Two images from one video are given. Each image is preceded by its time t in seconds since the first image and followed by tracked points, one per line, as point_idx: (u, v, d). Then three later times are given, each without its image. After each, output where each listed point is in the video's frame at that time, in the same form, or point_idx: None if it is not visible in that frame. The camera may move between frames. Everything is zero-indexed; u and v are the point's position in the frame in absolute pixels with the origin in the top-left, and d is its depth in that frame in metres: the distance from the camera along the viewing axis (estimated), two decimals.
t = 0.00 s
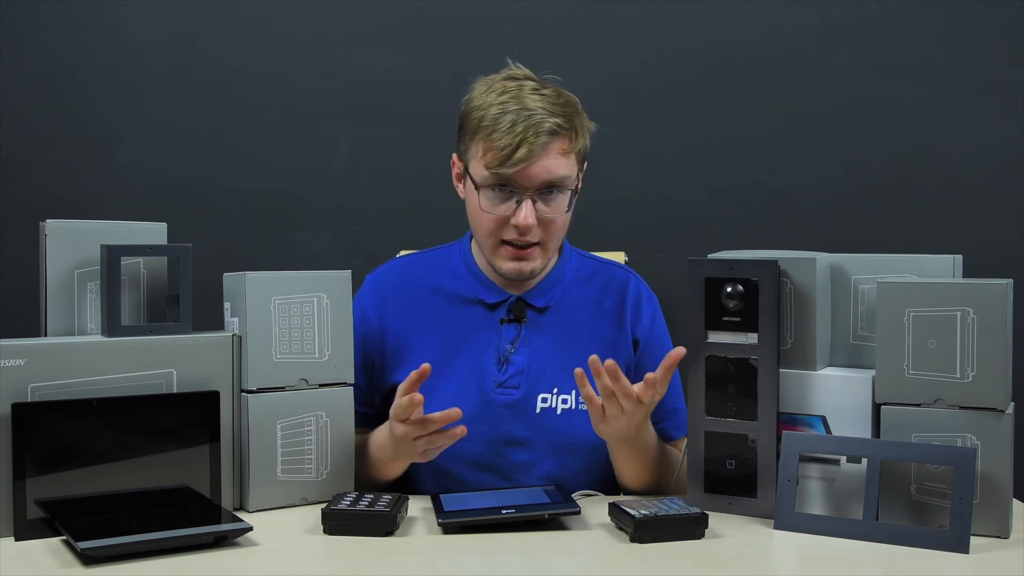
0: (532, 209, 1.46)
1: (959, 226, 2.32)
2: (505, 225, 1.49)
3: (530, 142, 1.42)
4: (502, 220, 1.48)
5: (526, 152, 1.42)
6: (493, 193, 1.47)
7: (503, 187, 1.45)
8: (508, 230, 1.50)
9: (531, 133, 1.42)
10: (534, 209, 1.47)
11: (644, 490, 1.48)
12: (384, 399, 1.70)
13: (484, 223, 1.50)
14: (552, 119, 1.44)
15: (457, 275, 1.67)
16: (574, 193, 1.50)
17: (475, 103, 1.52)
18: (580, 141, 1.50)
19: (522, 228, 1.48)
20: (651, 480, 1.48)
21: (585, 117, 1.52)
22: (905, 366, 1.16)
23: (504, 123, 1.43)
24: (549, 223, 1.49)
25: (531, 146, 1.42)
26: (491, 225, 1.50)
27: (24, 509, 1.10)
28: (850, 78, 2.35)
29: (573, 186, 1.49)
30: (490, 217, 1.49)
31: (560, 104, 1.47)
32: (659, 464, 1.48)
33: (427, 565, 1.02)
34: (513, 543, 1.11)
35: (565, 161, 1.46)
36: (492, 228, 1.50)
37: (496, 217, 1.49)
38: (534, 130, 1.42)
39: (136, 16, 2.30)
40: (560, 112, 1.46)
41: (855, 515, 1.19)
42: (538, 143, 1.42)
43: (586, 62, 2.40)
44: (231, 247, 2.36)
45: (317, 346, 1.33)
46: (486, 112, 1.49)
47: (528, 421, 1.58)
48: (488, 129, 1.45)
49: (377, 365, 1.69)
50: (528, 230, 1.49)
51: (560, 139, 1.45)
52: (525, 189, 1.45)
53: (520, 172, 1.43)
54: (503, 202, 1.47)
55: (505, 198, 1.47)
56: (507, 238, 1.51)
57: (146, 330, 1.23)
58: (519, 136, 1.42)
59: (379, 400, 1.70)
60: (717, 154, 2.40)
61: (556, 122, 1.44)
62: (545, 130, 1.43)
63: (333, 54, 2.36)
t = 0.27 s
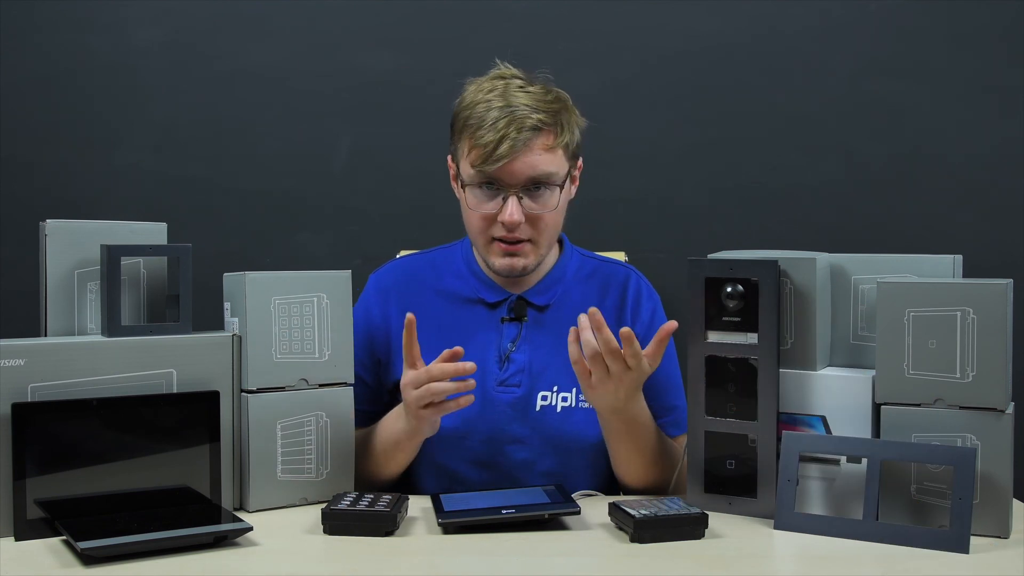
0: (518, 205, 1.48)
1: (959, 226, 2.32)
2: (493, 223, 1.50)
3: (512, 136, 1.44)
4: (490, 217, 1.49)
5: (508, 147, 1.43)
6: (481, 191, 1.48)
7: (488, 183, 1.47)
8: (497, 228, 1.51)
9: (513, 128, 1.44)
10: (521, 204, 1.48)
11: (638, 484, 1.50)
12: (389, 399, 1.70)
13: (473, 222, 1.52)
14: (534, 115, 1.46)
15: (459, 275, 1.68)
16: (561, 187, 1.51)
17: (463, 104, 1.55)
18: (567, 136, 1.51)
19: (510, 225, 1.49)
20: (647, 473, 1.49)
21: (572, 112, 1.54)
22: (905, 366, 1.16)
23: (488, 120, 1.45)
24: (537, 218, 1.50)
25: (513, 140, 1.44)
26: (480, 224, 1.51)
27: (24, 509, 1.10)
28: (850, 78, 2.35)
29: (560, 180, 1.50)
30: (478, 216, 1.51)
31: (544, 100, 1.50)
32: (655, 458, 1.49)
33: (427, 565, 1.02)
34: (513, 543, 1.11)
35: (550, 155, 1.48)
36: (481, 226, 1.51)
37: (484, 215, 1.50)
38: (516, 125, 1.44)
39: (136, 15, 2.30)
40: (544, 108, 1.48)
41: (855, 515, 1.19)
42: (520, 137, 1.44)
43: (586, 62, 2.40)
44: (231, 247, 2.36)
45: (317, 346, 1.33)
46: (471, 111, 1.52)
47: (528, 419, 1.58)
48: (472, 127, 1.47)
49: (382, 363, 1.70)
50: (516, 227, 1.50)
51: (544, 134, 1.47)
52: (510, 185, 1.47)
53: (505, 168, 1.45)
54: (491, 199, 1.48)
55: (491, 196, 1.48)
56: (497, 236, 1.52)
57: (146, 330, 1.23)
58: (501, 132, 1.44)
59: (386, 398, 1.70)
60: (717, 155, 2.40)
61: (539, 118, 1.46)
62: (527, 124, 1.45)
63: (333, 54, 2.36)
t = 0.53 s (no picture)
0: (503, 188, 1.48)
1: (959, 226, 2.32)
2: (480, 210, 1.51)
3: (493, 118, 1.46)
4: (478, 204, 1.50)
5: (489, 128, 1.45)
6: (467, 177, 1.50)
7: (472, 168, 1.48)
8: (485, 215, 1.51)
9: (494, 110, 1.47)
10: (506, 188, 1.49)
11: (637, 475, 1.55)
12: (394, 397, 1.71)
13: (462, 211, 1.53)
14: (515, 98, 1.48)
15: (460, 273, 1.69)
16: (546, 172, 1.51)
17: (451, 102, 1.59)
18: (550, 123, 1.53)
19: (497, 209, 1.49)
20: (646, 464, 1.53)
21: (556, 101, 1.56)
22: (905, 366, 1.16)
23: (471, 107, 1.48)
24: (523, 202, 1.50)
25: (494, 122, 1.46)
26: (469, 212, 1.52)
27: (24, 509, 1.10)
28: (850, 78, 2.35)
29: (544, 164, 1.51)
30: (466, 204, 1.52)
31: (527, 88, 1.53)
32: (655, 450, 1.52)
33: (426, 565, 1.02)
34: (513, 543, 1.11)
35: (533, 138, 1.49)
36: (469, 214, 1.52)
37: (472, 203, 1.51)
38: (497, 108, 1.47)
39: (136, 16, 2.30)
40: (525, 94, 1.51)
41: (855, 515, 1.19)
42: (501, 119, 1.46)
43: (586, 62, 2.40)
44: (231, 248, 2.36)
45: (317, 346, 1.33)
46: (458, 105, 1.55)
47: (533, 413, 1.60)
48: (457, 116, 1.51)
49: (386, 358, 1.70)
50: (503, 211, 1.50)
51: (526, 118, 1.49)
52: (495, 168, 1.48)
53: (488, 151, 1.47)
54: (477, 185, 1.49)
55: (477, 181, 1.50)
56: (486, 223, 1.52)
57: (146, 330, 1.23)
58: (483, 114, 1.46)
59: (392, 395, 1.71)
60: (717, 154, 2.40)
61: (520, 101, 1.49)
62: (507, 107, 1.47)
63: (332, 54, 2.36)
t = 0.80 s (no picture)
0: (511, 187, 1.49)
1: (959, 226, 2.32)
2: (487, 208, 1.51)
3: (503, 116, 1.47)
4: (484, 201, 1.50)
5: (499, 126, 1.46)
6: (474, 175, 1.50)
7: (480, 165, 1.49)
8: (490, 213, 1.51)
9: (503, 109, 1.48)
10: (513, 186, 1.49)
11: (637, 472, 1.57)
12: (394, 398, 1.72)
13: (468, 209, 1.53)
14: (524, 97, 1.50)
15: (460, 273, 1.68)
16: (554, 172, 1.52)
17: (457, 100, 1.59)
18: (558, 123, 1.54)
19: (504, 207, 1.49)
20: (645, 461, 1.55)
21: (564, 102, 1.57)
22: (904, 366, 1.16)
23: (479, 105, 1.49)
24: (530, 201, 1.50)
25: (503, 120, 1.47)
26: (474, 209, 1.52)
27: (24, 509, 1.10)
28: (850, 78, 2.35)
29: (552, 164, 1.51)
30: (473, 201, 1.51)
31: (536, 89, 1.54)
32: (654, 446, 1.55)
33: (426, 565, 1.02)
34: (513, 543, 1.11)
35: (541, 137, 1.50)
36: (475, 212, 1.52)
37: (478, 200, 1.51)
38: (506, 107, 1.48)
39: (136, 15, 2.30)
40: (534, 93, 1.52)
41: (855, 515, 1.19)
42: (511, 117, 1.47)
43: (586, 62, 2.40)
44: (231, 248, 2.36)
45: (317, 347, 1.32)
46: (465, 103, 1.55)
47: (533, 413, 1.60)
48: (465, 114, 1.51)
49: (386, 358, 1.70)
50: (509, 210, 1.50)
51: (534, 117, 1.50)
52: (502, 166, 1.49)
53: (496, 149, 1.47)
54: (484, 183, 1.50)
55: (484, 179, 1.50)
56: (491, 221, 1.51)
57: (146, 330, 1.23)
58: (492, 112, 1.47)
59: (392, 396, 1.72)
60: (717, 154, 2.40)
61: (530, 101, 1.50)
62: (517, 105, 1.48)
63: (333, 54, 2.36)
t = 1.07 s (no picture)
0: (515, 200, 1.49)
1: (959, 226, 2.33)
2: (491, 219, 1.52)
3: (507, 130, 1.46)
4: (487, 213, 1.51)
5: (503, 140, 1.46)
6: (478, 187, 1.50)
7: (483, 178, 1.48)
8: (495, 224, 1.52)
9: (507, 122, 1.47)
10: (517, 199, 1.50)
11: (632, 470, 1.59)
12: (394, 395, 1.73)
13: (472, 219, 1.54)
14: (529, 109, 1.49)
15: (463, 273, 1.69)
16: (558, 183, 1.52)
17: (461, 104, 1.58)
18: (562, 132, 1.53)
19: (507, 219, 1.50)
20: (640, 458, 1.57)
21: (569, 109, 1.56)
22: (905, 366, 1.16)
23: (484, 116, 1.49)
24: (534, 213, 1.51)
25: (507, 134, 1.46)
26: (478, 219, 1.53)
27: (24, 509, 1.10)
28: (850, 78, 2.35)
29: (557, 176, 1.51)
30: (476, 212, 1.52)
31: (540, 97, 1.53)
32: (649, 444, 1.56)
33: (426, 566, 1.02)
34: (513, 543, 1.11)
35: (546, 150, 1.49)
36: (479, 222, 1.53)
37: (481, 212, 1.51)
38: (510, 119, 1.47)
39: (136, 16, 2.30)
40: (539, 103, 1.51)
41: (855, 514, 1.19)
42: (515, 131, 1.46)
43: (586, 62, 2.41)
44: (231, 248, 2.36)
45: (317, 347, 1.32)
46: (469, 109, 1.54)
47: (534, 415, 1.60)
48: (469, 124, 1.50)
49: (386, 355, 1.71)
50: (513, 222, 1.51)
51: (539, 129, 1.49)
52: (506, 179, 1.49)
53: (500, 162, 1.47)
54: (487, 195, 1.50)
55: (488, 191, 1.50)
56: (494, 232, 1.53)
57: (146, 330, 1.23)
58: (496, 125, 1.46)
59: (392, 394, 1.73)
60: (717, 154, 2.40)
61: (534, 112, 1.49)
62: (521, 119, 1.47)
63: (332, 54, 2.36)
